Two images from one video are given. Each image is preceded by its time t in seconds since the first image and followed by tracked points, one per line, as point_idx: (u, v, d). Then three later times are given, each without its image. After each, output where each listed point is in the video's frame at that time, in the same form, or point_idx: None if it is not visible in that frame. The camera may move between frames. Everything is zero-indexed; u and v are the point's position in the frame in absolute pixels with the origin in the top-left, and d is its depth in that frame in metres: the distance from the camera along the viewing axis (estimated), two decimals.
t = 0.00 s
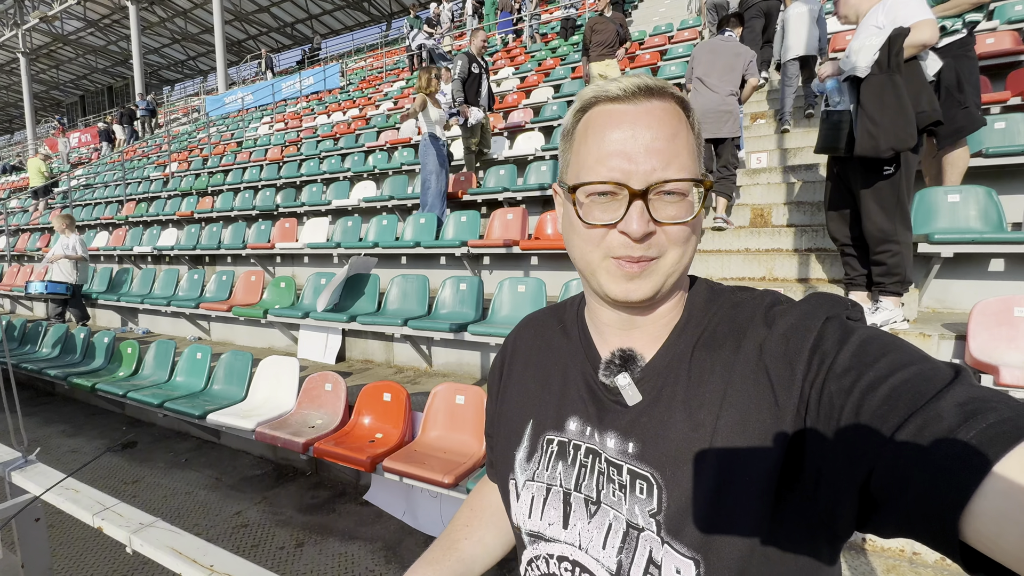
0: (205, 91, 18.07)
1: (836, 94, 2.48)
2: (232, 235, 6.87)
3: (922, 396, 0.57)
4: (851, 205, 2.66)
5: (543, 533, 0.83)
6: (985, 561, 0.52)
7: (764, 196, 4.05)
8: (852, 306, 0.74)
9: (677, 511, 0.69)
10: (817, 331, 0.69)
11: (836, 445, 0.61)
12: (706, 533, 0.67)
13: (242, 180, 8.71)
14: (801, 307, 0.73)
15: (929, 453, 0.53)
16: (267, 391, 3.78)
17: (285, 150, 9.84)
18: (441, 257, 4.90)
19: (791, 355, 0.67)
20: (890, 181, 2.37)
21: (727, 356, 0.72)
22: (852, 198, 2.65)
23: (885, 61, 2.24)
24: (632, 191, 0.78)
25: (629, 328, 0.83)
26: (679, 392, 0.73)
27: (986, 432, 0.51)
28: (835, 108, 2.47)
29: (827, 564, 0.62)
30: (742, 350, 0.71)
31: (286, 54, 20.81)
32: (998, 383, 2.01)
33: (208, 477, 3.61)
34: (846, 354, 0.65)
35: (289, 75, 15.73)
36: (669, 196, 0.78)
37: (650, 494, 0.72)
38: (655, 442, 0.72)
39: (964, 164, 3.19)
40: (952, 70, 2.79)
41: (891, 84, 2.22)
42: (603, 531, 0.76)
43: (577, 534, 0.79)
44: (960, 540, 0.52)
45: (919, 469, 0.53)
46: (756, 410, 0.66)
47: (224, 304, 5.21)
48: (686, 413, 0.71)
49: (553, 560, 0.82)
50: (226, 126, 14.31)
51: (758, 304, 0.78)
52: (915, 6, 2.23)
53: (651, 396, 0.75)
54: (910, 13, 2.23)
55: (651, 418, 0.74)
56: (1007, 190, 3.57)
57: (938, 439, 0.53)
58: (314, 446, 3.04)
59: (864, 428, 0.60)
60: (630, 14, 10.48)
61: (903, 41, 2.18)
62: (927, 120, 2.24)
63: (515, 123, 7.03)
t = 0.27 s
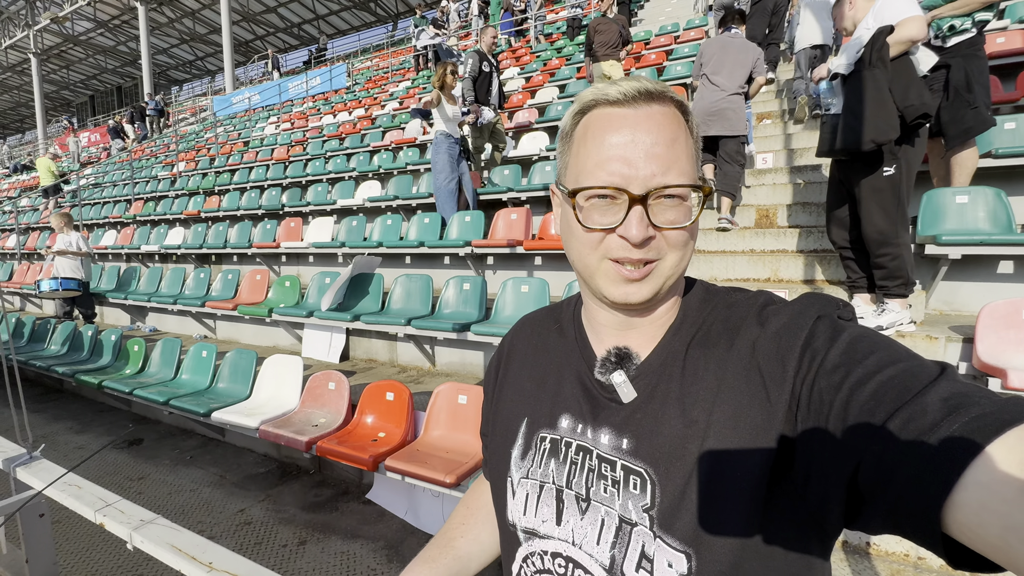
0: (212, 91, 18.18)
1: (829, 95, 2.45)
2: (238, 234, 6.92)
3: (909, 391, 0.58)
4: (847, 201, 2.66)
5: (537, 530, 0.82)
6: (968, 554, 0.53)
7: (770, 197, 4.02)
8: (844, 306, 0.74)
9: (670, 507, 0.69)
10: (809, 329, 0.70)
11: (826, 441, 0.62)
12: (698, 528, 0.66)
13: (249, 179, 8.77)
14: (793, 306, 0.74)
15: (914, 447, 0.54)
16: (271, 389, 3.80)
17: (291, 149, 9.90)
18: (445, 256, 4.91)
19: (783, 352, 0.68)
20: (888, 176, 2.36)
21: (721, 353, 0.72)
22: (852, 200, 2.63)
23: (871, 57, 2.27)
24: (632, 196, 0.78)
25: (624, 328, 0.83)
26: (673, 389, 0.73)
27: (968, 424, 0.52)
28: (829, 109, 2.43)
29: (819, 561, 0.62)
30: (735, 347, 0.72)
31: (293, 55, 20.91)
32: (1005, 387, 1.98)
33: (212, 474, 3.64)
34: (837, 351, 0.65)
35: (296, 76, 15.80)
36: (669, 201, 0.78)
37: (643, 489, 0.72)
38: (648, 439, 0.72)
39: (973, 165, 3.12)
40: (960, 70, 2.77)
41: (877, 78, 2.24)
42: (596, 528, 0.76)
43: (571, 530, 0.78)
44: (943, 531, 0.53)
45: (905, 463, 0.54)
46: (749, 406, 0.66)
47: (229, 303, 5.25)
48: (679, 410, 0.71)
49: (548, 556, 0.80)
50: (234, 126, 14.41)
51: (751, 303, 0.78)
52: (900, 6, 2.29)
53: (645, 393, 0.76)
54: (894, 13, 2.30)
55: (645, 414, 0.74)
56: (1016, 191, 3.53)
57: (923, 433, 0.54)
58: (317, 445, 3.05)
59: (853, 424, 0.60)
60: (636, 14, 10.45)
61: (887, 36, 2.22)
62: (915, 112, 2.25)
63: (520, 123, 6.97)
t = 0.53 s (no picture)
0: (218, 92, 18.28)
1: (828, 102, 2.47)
2: (242, 235, 6.96)
3: (897, 391, 0.59)
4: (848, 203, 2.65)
5: (533, 532, 0.82)
6: (957, 555, 0.53)
7: (773, 198, 4.01)
8: (833, 307, 0.75)
9: (666, 509, 0.69)
10: (800, 331, 0.70)
11: (817, 443, 0.62)
12: (695, 531, 0.67)
13: (253, 180, 8.81)
14: (784, 308, 0.75)
15: (906, 448, 0.55)
16: (275, 390, 3.82)
17: (295, 150, 9.96)
18: (448, 257, 4.92)
19: (775, 354, 0.68)
20: (889, 178, 2.36)
21: (714, 355, 0.73)
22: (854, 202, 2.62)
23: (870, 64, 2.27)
24: (649, 200, 0.78)
25: (621, 330, 0.83)
26: (667, 391, 0.73)
27: (955, 424, 0.53)
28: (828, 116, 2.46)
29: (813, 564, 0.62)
30: (728, 349, 0.72)
31: (298, 56, 21.01)
32: (1010, 391, 1.97)
33: (216, 474, 3.66)
34: (827, 353, 0.66)
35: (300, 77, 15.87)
36: (681, 208, 0.79)
37: (640, 492, 0.72)
38: (644, 441, 0.73)
39: (978, 167, 3.13)
40: (966, 73, 2.76)
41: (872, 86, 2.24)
42: (593, 530, 0.76)
43: (567, 533, 0.78)
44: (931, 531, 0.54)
45: (894, 464, 0.55)
46: (742, 408, 0.67)
47: (233, 303, 5.27)
48: (673, 412, 0.72)
49: (544, 558, 0.81)
50: (239, 127, 14.49)
51: (743, 305, 0.79)
52: (900, 11, 2.27)
53: (641, 395, 0.76)
54: (893, 19, 2.28)
55: (640, 416, 0.74)
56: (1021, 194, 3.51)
57: (913, 434, 0.55)
58: (320, 445, 3.06)
59: (844, 425, 0.61)
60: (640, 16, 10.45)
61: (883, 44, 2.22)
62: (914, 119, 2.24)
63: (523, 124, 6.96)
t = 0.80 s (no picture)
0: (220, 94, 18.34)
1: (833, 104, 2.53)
2: (245, 237, 6.99)
3: (901, 394, 0.60)
4: (851, 206, 2.66)
5: (536, 535, 0.83)
6: (960, 558, 0.54)
7: (774, 200, 4.02)
8: (835, 309, 0.76)
9: (669, 512, 0.70)
10: (802, 333, 0.71)
11: (819, 445, 0.64)
12: (698, 533, 0.68)
13: (256, 182, 8.84)
14: (786, 310, 0.76)
15: (910, 451, 0.55)
16: (277, 391, 3.83)
17: (297, 152, 10.01)
18: (450, 259, 4.94)
19: (777, 355, 0.69)
20: (889, 181, 2.37)
21: (716, 357, 0.74)
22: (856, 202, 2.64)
23: (875, 69, 2.30)
24: (629, 198, 0.80)
25: (620, 332, 0.85)
26: (669, 394, 0.75)
27: (960, 428, 0.54)
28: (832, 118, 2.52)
29: (816, 566, 0.64)
30: (730, 352, 0.73)
31: (300, 59, 21.10)
32: (1012, 391, 1.97)
33: (219, 474, 3.67)
34: (829, 355, 0.67)
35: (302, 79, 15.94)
36: (666, 205, 0.80)
37: (642, 495, 0.73)
38: (646, 443, 0.74)
39: (979, 168, 3.15)
40: (966, 74, 2.78)
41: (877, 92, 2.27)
42: (596, 532, 0.77)
43: (570, 535, 0.79)
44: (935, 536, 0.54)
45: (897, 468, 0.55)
46: (744, 411, 0.68)
47: (236, 305, 5.29)
48: (675, 413, 0.73)
49: (546, 560, 0.82)
50: (241, 129, 14.54)
51: (745, 307, 0.80)
52: (905, 14, 2.29)
53: (642, 397, 0.77)
54: (898, 22, 2.30)
55: (642, 418, 0.76)
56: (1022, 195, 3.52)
57: (916, 437, 0.56)
58: (323, 445, 3.07)
59: (847, 427, 0.62)
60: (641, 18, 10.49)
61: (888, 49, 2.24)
62: (919, 123, 2.25)
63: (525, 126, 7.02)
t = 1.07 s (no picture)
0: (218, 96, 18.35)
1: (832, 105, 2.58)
2: (245, 238, 7.00)
3: (916, 400, 0.60)
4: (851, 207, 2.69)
5: (544, 539, 0.85)
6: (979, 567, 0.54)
7: (773, 201, 4.04)
8: (848, 311, 0.77)
9: (678, 516, 0.72)
10: (813, 336, 0.73)
11: (831, 451, 0.65)
12: (707, 538, 0.69)
13: (255, 184, 8.85)
14: (797, 313, 0.77)
15: (924, 459, 0.56)
16: (279, 392, 3.83)
17: (297, 154, 10.03)
18: (450, 260, 4.95)
19: (788, 359, 0.71)
20: (888, 181, 2.39)
21: (724, 361, 0.75)
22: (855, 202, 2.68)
23: (873, 73, 2.31)
24: (628, 200, 0.82)
25: (626, 335, 0.86)
26: (677, 398, 0.76)
27: (978, 435, 0.54)
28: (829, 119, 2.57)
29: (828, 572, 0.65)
30: (738, 355, 0.75)
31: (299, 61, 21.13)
32: (1010, 391, 1.99)
33: (220, 476, 3.67)
34: (841, 359, 0.68)
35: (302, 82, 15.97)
36: (667, 206, 0.81)
37: (650, 499, 0.75)
38: (653, 447, 0.75)
39: (976, 169, 3.18)
40: (963, 76, 2.80)
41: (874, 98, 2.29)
42: (604, 537, 0.79)
43: (579, 540, 0.81)
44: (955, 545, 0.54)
45: (915, 475, 0.55)
46: (753, 415, 0.69)
47: (236, 306, 5.30)
48: (684, 418, 0.74)
49: (555, 566, 0.83)
50: (240, 131, 14.55)
51: (755, 309, 0.82)
52: (906, 19, 2.32)
53: (650, 401, 0.79)
54: (900, 25, 2.33)
55: (649, 422, 0.77)
56: (1019, 196, 3.55)
57: (932, 443, 0.56)
58: (325, 446, 3.08)
59: (859, 431, 0.63)
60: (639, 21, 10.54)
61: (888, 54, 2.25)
62: (915, 127, 2.28)
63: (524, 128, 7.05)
